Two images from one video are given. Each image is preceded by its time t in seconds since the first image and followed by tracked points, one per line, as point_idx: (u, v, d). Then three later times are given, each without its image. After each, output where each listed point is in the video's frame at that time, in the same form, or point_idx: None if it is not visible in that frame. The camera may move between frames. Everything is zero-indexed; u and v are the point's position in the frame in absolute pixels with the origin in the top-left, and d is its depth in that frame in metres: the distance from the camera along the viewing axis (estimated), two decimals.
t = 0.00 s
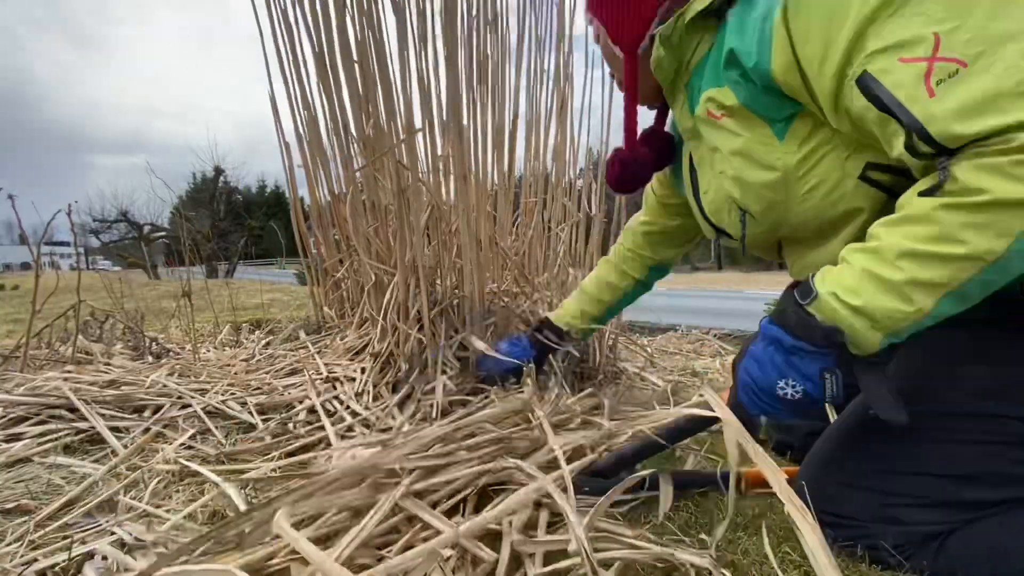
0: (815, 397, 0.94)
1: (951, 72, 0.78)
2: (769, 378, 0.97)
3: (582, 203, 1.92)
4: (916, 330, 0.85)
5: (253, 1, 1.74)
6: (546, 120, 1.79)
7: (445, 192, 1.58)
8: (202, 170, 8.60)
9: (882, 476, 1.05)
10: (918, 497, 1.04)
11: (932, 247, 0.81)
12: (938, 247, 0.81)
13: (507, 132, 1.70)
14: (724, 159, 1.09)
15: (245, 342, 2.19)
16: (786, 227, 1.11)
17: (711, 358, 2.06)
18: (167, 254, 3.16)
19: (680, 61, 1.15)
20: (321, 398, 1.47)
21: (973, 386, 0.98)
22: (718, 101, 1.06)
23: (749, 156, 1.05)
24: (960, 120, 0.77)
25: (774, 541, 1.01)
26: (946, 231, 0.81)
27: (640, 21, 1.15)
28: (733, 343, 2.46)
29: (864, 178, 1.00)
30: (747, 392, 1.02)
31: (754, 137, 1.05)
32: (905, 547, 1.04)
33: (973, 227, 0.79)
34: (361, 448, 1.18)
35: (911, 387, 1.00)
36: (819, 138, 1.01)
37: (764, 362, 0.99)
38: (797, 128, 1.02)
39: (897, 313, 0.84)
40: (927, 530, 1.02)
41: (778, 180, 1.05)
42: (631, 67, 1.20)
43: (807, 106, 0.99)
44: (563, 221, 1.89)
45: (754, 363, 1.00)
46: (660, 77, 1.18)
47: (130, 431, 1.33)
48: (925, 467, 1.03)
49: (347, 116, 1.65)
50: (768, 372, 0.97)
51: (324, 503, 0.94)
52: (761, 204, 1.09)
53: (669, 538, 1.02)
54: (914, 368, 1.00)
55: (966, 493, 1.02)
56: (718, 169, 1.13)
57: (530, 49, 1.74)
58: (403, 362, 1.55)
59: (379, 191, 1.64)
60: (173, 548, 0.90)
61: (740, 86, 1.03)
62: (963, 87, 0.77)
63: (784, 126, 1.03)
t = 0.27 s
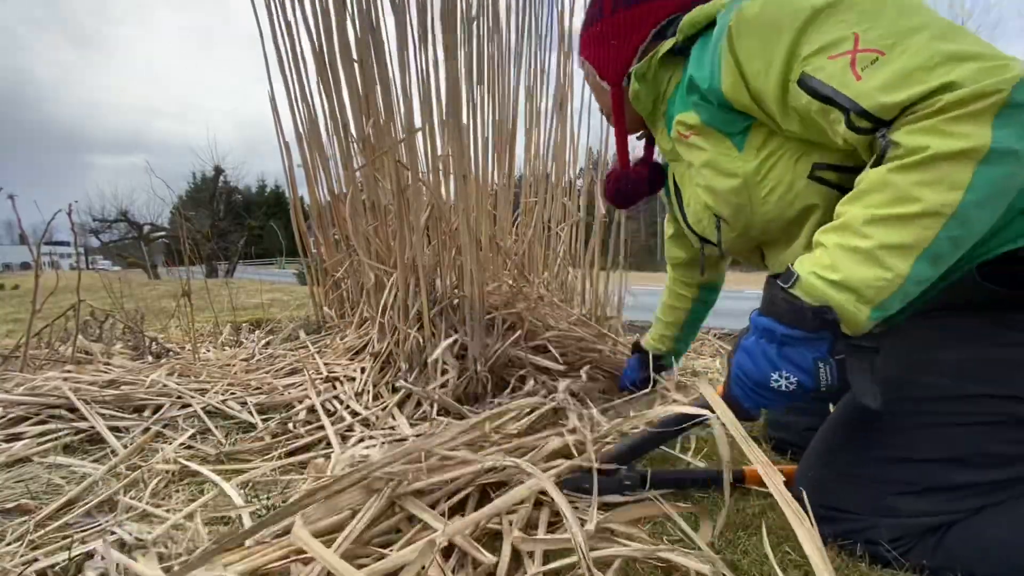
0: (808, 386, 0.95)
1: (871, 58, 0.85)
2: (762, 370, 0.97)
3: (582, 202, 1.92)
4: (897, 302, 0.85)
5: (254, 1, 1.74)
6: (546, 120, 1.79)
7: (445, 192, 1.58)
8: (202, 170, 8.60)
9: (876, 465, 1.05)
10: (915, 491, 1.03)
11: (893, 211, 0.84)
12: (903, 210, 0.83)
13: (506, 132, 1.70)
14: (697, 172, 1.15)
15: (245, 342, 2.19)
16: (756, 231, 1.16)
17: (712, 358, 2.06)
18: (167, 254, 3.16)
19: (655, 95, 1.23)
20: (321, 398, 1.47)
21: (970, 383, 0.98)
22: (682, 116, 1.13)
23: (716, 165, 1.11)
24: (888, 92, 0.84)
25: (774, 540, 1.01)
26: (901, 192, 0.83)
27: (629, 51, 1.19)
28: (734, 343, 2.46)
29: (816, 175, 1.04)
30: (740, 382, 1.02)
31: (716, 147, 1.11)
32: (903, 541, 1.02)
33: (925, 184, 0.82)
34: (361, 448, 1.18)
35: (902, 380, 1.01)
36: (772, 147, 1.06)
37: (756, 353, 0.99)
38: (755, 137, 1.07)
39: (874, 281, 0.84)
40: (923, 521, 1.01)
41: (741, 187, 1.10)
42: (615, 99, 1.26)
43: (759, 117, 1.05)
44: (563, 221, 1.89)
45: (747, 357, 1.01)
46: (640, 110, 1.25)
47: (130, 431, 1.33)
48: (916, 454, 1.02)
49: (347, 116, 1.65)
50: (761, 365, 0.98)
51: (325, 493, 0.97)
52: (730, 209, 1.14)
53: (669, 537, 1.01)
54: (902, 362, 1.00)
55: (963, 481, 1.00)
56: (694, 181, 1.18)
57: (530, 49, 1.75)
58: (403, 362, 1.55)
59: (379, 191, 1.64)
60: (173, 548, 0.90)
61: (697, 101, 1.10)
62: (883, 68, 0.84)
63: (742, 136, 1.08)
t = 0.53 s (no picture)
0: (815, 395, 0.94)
1: (885, 67, 0.86)
2: (771, 379, 0.96)
3: (582, 202, 1.92)
4: (908, 311, 0.87)
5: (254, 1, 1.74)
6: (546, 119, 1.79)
7: (444, 191, 1.58)
8: (202, 170, 8.60)
9: (876, 463, 1.04)
10: (913, 489, 1.03)
11: (906, 222, 0.85)
12: (916, 221, 0.84)
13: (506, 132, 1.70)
14: (703, 172, 1.15)
15: (245, 342, 2.18)
16: (761, 231, 1.16)
17: (712, 358, 2.06)
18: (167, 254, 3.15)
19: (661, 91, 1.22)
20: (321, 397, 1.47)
21: (969, 382, 0.98)
22: (691, 117, 1.13)
23: (724, 167, 1.11)
24: (903, 103, 0.84)
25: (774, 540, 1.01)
26: (913, 204, 0.85)
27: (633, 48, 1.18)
28: (734, 343, 2.46)
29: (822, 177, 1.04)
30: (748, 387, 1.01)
31: (724, 148, 1.11)
32: (902, 540, 1.02)
33: (937, 196, 0.84)
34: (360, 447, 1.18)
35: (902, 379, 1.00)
36: (781, 148, 1.06)
37: (765, 360, 0.98)
38: (764, 138, 1.07)
39: (889, 291, 0.85)
40: (923, 520, 1.01)
41: (749, 187, 1.10)
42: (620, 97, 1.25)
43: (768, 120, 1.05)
44: (563, 221, 1.89)
45: (755, 364, 0.99)
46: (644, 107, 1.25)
47: (129, 431, 1.33)
48: (916, 453, 1.02)
49: (347, 115, 1.65)
50: (770, 372, 0.97)
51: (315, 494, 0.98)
52: (737, 210, 1.14)
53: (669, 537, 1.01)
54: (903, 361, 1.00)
55: (961, 480, 1.00)
56: (700, 181, 1.18)
57: (530, 49, 1.74)
58: (403, 361, 1.55)
59: (379, 191, 1.64)
60: (173, 549, 0.90)
61: (705, 103, 1.10)
62: (899, 79, 0.85)
63: (751, 138, 1.08)
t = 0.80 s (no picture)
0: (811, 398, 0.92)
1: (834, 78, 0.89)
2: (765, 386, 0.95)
3: (582, 202, 1.92)
4: (887, 309, 0.87)
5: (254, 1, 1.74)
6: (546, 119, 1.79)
7: (444, 191, 1.58)
8: (202, 170, 8.60)
9: (870, 461, 1.04)
10: (910, 487, 1.02)
11: (868, 220, 0.86)
12: (878, 218, 0.85)
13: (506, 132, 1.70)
14: (693, 182, 1.17)
15: (245, 342, 2.18)
16: (747, 236, 1.17)
17: (712, 358, 2.06)
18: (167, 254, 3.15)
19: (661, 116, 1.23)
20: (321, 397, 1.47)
21: (967, 378, 0.99)
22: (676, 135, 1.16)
23: (711, 177, 1.13)
24: (847, 112, 0.88)
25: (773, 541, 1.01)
26: (872, 203, 0.87)
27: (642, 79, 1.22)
28: (734, 343, 2.45)
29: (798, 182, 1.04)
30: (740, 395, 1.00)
31: (711, 160, 1.13)
32: (899, 537, 1.02)
33: (893, 193, 0.85)
34: (360, 447, 1.18)
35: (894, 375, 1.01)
36: (759, 155, 1.08)
37: (758, 367, 0.97)
38: (744, 149, 1.09)
39: (862, 288, 0.86)
40: (920, 517, 1.00)
41: (734, 194, 1.12)
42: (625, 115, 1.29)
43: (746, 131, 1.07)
44: (563, 221, 1.89)
45: (747, 370, 0.98)
46: (643, 130, 1.26)
47: (129, 431, 1.33)
48: (908, 449, 1.02)
49: (347, 115, 1.65)
50: (763, 380, 0.96)
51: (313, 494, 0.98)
52: (725, 215, 1.15)
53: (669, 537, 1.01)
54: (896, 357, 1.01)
55: (957, 476, 0.99)
56: (691, 192, 1.20)
57: (530, 49, 1.75)
58: (403, 361, 1.55)
59: (379, 191, 1.64)
60: (172, 549, 0.90)
61: (689, 119, 1.13)
62: (841, 88, 0.89)
63: (732, 149, 1.10)
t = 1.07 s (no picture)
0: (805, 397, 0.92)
1: (827, 70, 0.90)
2: (760, 386, 0.95)
3: (582, 202, 1.92)
4: (880, 308, 0.87)
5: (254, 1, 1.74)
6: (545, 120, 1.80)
7: (444, 192, 1.57)
8: (201, 170, 8.59)
9: (870, 461, 1.04)
10: (910, 488, 1.02)
11: (857, 219, 0.86)
12: (868, 217, 0.86)
13: (506, 133, 1.71)
14: (692, 172, 1.19)
15: (245, 342, 2.18)
16: (744, 226, 1.18)
17: (712, 358, 2.05)
18: (167, 254, 3.15)
19: (664, 105, 1.25)
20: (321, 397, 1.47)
21: (968, 378, 0.99)
22: (677, 123, 1.18)
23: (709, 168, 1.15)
24: (839, 106, 0.88)
25: (773, 540, 1.01)
26: (862, 202, 0.87)
27: (642, 63, 1.23)
28: (734, 344, 2.45)
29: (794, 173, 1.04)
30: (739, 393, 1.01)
31: (708, 149, 1.15)
32: (900, 539, 1.02)
33: (883, 192, 0.86)
34: (360, 447, 1.18)
35: (894, 375, 1.02)
36: (756, 145, 1.08)
37: (754, 367, 0.97)
38: (739, 138, 1.10)
39: (851, 287, 0.86)
40: (920, 519, 1.00)
41: (731, 184, 1.13)
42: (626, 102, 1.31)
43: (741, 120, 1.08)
44: (563, 221, 1.89)
45: (744, 371, 0.98)
46: (646, 118, 1.28)
47: (130, 431, 1.33)
48: (907, 450, 1.02)
49: (347, 115, 1.65)
50: (759, 379, 0.96)
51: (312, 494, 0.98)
52: (720, 203, 1.17)
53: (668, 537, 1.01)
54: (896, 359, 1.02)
55: (957, 478, 0.99)
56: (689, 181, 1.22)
57: (530, 49, 1.74)
58: (403, 361, 1.55)
59: (379, 191, 1.64)
60: (172, 549, 0.90)
61: (688, 108, 1.14)
62: (834, 81, 0.89)
63: (728, 139, 1.12)
